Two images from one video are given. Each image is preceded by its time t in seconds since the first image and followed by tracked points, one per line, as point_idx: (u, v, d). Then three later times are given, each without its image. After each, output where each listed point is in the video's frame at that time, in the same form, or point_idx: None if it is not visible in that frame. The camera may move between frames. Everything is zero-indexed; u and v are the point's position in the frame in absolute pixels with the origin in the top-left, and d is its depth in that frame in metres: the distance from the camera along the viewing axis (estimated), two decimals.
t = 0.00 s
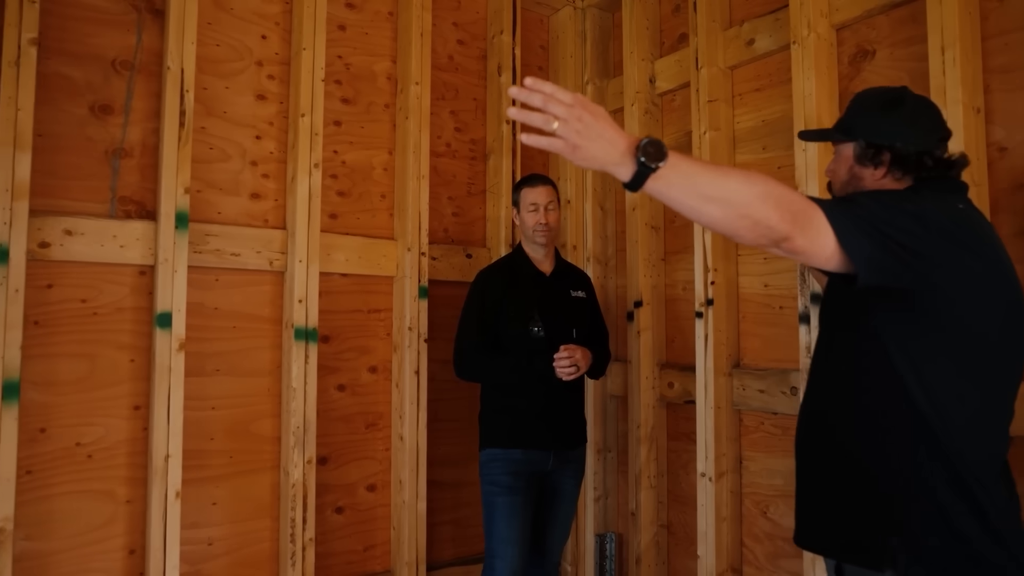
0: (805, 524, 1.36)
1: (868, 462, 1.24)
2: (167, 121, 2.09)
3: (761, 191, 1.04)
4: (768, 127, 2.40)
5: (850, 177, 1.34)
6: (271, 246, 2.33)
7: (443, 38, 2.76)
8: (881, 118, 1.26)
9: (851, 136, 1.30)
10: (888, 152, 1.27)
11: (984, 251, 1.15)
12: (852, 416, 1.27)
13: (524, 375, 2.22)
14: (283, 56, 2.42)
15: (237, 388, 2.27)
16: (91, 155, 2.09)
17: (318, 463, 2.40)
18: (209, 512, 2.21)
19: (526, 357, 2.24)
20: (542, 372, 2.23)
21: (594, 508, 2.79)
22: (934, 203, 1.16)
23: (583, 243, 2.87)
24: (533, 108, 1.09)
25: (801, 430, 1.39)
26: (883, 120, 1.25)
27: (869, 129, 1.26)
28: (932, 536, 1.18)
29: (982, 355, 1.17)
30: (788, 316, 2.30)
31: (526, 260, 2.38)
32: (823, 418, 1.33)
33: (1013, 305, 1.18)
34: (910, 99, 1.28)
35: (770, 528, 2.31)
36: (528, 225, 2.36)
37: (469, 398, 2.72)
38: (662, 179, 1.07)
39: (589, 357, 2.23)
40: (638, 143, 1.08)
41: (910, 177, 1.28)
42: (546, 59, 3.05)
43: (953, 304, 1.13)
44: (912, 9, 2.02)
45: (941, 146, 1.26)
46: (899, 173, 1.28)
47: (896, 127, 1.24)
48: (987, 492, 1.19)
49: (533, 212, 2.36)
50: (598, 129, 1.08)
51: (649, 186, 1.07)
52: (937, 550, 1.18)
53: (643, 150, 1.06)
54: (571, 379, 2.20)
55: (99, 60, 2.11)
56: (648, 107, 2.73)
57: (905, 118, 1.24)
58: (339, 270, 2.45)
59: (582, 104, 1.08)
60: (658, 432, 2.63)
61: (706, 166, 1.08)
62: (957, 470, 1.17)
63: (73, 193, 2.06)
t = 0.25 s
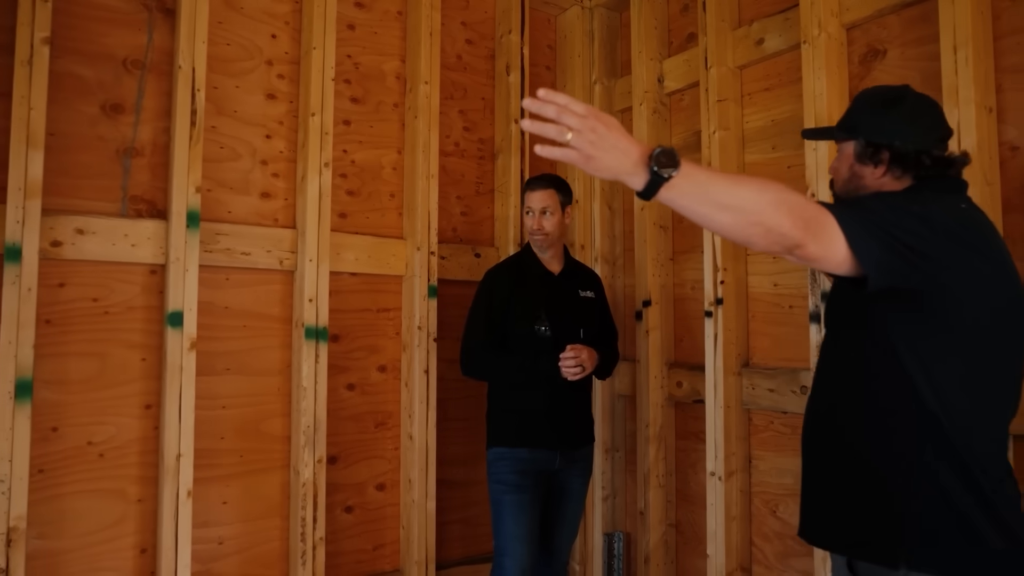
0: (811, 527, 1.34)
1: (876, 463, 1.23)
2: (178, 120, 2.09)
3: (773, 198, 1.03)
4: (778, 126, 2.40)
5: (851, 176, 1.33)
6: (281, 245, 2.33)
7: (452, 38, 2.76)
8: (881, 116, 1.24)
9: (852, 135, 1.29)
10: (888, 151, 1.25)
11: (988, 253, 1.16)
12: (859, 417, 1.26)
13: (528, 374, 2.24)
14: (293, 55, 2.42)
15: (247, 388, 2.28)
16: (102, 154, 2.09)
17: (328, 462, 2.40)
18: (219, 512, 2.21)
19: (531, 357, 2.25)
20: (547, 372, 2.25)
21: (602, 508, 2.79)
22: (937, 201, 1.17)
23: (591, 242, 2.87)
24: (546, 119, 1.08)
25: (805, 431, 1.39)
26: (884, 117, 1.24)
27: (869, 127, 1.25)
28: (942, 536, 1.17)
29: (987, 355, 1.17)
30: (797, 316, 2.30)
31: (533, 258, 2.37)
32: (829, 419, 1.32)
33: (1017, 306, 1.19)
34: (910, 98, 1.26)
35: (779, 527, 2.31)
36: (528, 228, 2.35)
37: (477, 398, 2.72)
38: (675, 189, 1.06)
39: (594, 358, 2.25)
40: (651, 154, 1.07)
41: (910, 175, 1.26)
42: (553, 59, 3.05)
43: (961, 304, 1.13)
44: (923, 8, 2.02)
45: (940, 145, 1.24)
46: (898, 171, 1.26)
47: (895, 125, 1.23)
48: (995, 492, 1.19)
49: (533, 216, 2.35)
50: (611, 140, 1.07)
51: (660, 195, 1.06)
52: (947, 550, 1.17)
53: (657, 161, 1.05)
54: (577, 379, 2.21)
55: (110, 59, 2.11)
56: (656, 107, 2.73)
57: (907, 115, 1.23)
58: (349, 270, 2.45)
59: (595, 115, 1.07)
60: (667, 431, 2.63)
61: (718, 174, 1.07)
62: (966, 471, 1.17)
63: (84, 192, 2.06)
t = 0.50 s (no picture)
0: (803, 529, 1.34)
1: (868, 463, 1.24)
2: (188, 121, 2.09)
3: (774, 206, 1.04)
4: (786, 127, 2.40)
5: (840, 179, 1.38)
6: (289, 246, 2.33)
7: (459, 39, 2.77)
8: (871, 122, 1.31)
9: (842, 139, 1.34)
10: (877, 155, 1.32)
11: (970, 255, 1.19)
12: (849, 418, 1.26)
13: (528, 376, 2.22)
14: (301, 56, 2.42)
15: (256, 388, 2.28)
16: (111, 155, 2.09)
17: (337, 463, 2.40)
18: (228, 512, 2.21)
19: (531, 358, 2.23)
20: (546, 375, 2.23)
21: (609, 508, 2.79)
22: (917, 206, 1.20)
23: (598, 243, 2.87)
24: (557, 125, 1.09)
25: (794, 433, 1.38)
26: (872, 123, 1.31)
27: (859, 132, 1.31)
28: (934, 534, 1.18)
29: (971, 355, 1.19)
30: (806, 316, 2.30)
31: (535, 259, 2.37)
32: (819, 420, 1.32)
33: (997, 307, 1.22)
34: (897, 106, 1.33)
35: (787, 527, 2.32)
36: (529, 222, 2.34)
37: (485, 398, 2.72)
38: (681, 196, 1.08)
39: (595, 360, 2.22)
40: (659, 159, 1.08)
41: (897, 180, 1.33)
42: (560, 59, 3.05)
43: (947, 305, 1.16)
44: (932, 9, 2.03)
45: (925, 151, 1.31)
46: (886, 175, 1.33)
47: (884, 131, 1.30)
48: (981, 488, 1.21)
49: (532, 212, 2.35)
50: (620, 146, 1.09)
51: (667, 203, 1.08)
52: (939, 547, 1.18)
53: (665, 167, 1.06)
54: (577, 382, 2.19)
55: (119, 60, 2.11)
56: (663, 107, 2.73)
57: (893, 122, 1.30)
58: (357, 270, 2.45)
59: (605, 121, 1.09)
60: (674, 431, 2.63)
61: (720, 181, 1.09)
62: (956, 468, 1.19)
63: (94, 193, 2.06)
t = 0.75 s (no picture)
0: (795, 527, 1.35)
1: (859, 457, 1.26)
2: (197, 121, 2.10)
3: (777, 211, 1.06)
4: (793, 127, 2.40)
5: (827, 181, 1.40)
6: (297, 246, 2.33)
7: (466, 39, 2.77)
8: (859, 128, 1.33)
9: (830, 142, 1.37)
10: (865, 159, 1.34)
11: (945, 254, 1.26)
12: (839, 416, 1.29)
13: (525, 375, 2.23)
14: (308, 56, 2.42)
15: (264, 388, 2.28)
16: (120, 155, 2.10)
17: (344, 463, 2.40)
18: (237, 512, 2.21)
19: (528, 359, 2.23)
20: (544, 374, 2.23)
21: (615, 508, 2.80)
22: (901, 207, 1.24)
23: (604, 243, 2.87)
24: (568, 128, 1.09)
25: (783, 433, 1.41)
26: (862, 126, 1.34)
27: (848, 135, 1.34)
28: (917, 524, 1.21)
29: (949, 352, 1.24)
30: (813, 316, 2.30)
31: (534, 257, 2.35)
32: (807, 414, 1.34)
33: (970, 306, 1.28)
34: (883, 113, 1.36)
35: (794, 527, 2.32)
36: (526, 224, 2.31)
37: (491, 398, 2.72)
38: (688, 198, 1.08)
39: (592, 358, 2.19)
40: (668, 162, 1.08)
41: (883, 184, 1.36)
42: (566, 60, 3.05)
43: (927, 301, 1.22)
44: (941, 10, 2.03)
45: (909, 157, 1.35)
46: (872, 179, 1.35)
47: (873, 136, 1.32)
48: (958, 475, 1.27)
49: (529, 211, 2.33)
50: (630, 150, 1.09)
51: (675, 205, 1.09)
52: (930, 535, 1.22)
53: (675, 171, 1.07)
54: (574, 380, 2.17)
55: (127, 60, 2.11)
56: (670, 107, 2.73)
57: (882, 127, 1.34)
58: (364, 270, 2.45)
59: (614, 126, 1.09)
60: (680, 431, 2.64)
61: (725, 184, 1.10)
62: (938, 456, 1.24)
63: (103, 193, 2.06)
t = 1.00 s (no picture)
0: (790, 524, 1.39)
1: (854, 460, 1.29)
2: (206, 121, 2.10)
3: (818, 226, 1.12)
4: (800, 128, 2.41)
5: (816, 188, 1.44)
6: (305, 246, 2.34)
7: (472, 39, 2.77)
8: (846, 136, 1.39)
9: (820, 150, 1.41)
10: (853, 166, 1.39)
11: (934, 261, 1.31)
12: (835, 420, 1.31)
13: (516, 375, 2.20)
14: (316, 56, 2.43)
15: (272, 388, 2.28)
16: (129, 155, 2.10)
17: (352, 463, 2.40)
18: (245, 512, 2.22)
19: (519, 358, 2.21)
20: (536, 373, 2.19)
21: (621, 508, 2.80)
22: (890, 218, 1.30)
23: (610, 243, 2.86)
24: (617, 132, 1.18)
25: (776, 432, 1.44)
26: (848, 137, 1.39)
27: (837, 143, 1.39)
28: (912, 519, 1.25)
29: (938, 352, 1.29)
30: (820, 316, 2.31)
31: (527, 255, 2.33)
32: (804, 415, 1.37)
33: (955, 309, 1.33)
34: (865, 123, 1.42)
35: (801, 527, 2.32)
36: (518, 218, 2.30)
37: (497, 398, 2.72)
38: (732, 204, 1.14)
39: (587, 356, 2.15)
40: (712, 167, 1.16)
41: (869, 190, 1.41)
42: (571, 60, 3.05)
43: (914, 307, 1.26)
44: (948, 11, 2.03)
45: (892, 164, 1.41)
46: (860, 186, 1.40)
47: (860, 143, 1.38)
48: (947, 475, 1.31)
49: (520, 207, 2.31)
50: (675, 151, 1.17)
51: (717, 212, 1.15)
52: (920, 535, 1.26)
53: (718, 178, 1.15)
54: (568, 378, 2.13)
55: (136, 60, 2.12)
56: (676, 108, 2.74)
57: (866, 137, 1.39)
58: (371, 270, 2.45)
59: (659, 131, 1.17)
60: (686, 432, 2.64)
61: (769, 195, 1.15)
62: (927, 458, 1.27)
63: (112, 193, 2.07)
